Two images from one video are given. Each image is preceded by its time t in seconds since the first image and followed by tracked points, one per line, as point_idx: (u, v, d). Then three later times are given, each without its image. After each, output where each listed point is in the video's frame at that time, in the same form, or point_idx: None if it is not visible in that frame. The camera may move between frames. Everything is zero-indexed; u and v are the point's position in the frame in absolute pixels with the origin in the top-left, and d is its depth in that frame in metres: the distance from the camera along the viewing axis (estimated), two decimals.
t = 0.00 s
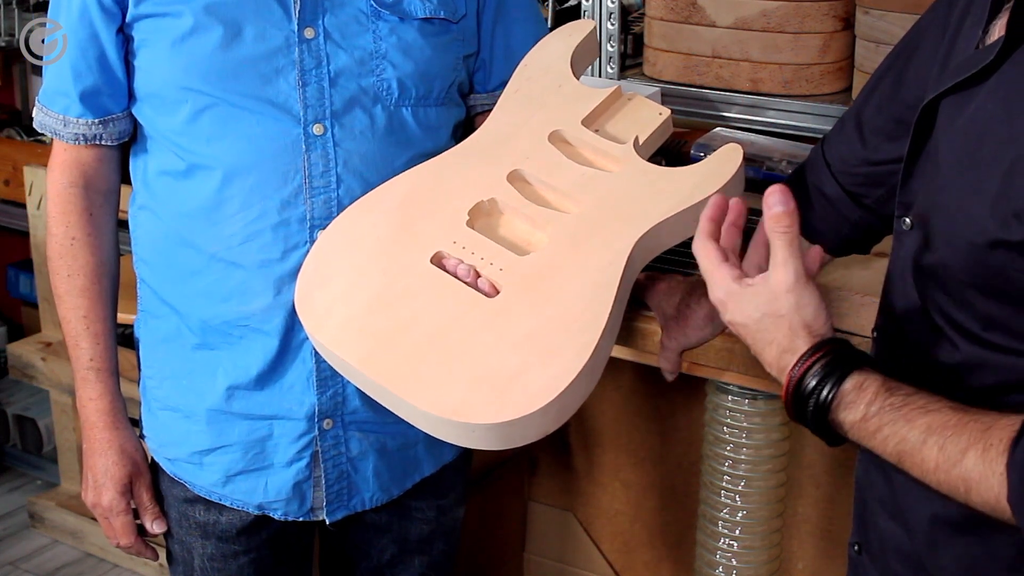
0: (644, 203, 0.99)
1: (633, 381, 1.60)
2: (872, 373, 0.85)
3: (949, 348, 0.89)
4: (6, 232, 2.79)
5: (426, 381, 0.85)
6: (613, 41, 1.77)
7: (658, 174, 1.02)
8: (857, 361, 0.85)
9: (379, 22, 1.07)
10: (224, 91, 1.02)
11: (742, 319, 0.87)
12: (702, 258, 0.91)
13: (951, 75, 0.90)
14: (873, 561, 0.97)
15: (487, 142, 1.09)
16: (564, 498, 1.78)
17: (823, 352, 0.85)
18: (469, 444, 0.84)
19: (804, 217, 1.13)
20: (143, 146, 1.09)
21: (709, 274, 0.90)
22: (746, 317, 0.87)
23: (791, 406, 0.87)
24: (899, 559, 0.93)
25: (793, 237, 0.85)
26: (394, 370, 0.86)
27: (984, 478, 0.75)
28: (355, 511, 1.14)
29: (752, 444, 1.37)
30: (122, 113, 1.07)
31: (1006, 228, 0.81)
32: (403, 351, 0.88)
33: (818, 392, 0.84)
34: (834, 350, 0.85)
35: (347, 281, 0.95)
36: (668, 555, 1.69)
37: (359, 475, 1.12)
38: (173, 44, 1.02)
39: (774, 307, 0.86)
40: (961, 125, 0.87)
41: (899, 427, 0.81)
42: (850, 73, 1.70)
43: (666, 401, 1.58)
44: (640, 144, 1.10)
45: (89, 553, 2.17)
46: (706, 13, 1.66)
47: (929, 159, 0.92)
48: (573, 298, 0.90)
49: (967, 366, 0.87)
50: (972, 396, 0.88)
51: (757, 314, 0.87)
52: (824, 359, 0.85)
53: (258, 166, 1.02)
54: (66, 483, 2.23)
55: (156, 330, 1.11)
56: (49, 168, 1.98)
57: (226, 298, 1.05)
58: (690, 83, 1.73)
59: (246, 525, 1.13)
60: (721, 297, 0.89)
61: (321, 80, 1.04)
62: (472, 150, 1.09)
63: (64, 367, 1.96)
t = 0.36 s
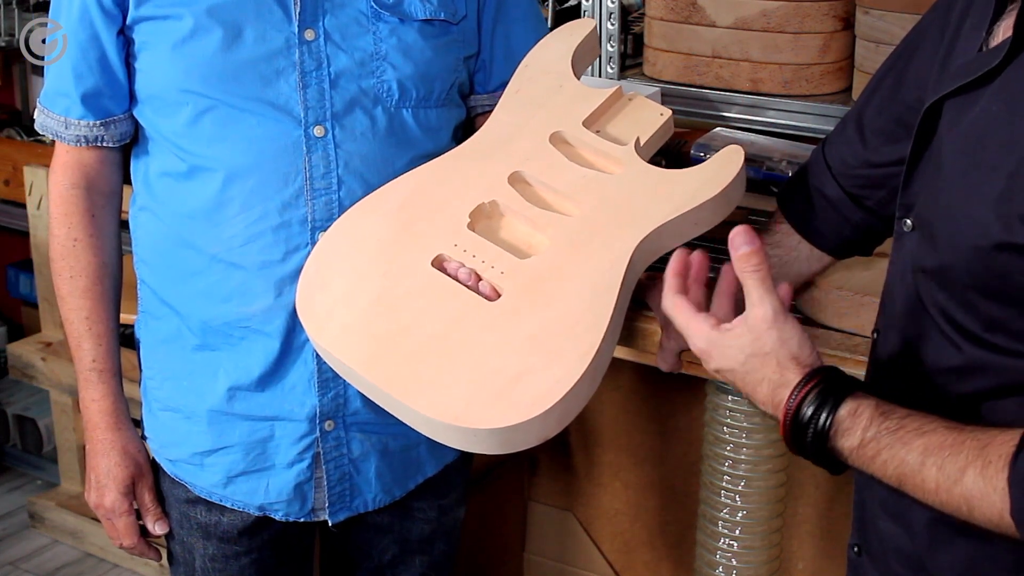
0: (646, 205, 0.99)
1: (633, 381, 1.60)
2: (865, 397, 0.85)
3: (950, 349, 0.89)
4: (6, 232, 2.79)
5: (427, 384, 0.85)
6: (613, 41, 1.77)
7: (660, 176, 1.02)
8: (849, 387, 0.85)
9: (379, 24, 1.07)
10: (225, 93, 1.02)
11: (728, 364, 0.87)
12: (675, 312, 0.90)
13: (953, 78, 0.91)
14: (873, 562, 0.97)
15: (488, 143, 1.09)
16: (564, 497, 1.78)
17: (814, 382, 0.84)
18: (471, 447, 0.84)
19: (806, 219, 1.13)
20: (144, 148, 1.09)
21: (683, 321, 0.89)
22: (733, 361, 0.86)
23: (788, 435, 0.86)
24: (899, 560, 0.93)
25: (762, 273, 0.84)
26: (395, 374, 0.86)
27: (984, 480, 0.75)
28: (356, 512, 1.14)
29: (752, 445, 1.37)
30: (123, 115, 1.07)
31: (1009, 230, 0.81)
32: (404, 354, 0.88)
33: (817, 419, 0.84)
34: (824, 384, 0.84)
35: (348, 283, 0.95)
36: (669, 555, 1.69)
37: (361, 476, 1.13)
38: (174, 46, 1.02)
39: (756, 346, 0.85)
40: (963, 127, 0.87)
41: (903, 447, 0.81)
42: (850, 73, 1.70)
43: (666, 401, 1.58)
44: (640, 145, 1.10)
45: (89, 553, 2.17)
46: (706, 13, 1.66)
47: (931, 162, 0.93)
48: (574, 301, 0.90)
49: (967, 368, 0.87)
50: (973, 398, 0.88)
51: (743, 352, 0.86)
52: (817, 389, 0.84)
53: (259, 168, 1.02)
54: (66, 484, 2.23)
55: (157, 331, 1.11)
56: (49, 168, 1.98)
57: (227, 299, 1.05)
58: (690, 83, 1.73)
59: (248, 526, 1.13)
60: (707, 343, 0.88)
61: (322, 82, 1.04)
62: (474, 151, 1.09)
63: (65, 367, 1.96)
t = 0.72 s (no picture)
0: (647, 206, 0.99)
1: (633, 381, 1.61)
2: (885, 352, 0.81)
3: (949, 351, 0.89)
4: (6, 232, 2.79)
5: (428, 387, 0.85)
6: (613, 41, 1.77)
7: (661, 177, 1.02)
8: (869, 338, 0.81)
9: (378, 25, 1.07)
10: (224, 93, 1.02)
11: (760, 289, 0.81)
12: (723, 230, 0.85)
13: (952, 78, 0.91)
14: (873, 563, 0.97)
15: (488, 143, 1.09)
16: (564, 497, 1.78)
17: (836, 327, 0.80)
18: (471, 450, 0.84)
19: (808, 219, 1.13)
20: (144, 148, 1.09)
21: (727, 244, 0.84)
22: (766, 288, 0.81)
23: (798, 371, 0.83)
24: (898, 561, 0.93)
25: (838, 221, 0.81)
26: (396, 376, 0.86)
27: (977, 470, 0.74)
28: (356, 512, 1.14)
29: (752, 445, 1.37)
30: (123, 115, 1.07)
31: (1007, 231, 0.81)
32: (404, 356, 0.88)
33: (829, 367, 0.80)
34: (849, 331, 0.80)
35: (348, 284, 0.95)
36: (669, 554, 1.69)
37: (361, 476, 1.13)
38: (174, 46, 1.02)
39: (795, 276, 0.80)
40: (961, 128, 0.87)
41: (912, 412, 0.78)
42: (850, 73, 1.70)
43: (666, 401, 1.58)
44: (642, 146, 1.10)
45: (89, 553, 2.17)
46: (706, 13, 1.66)
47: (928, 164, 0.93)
48: (575, 303, 0.90)
49: (966, 369, 0.87)
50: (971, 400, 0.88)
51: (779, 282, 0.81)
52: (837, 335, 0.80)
53: (259, 169, 1.02)
54: (66, 483, 2.23)
55: (157, 332, 1.11)
56: (49, 168, 1.98)
57: (227, 299, 1.05)
58: (690, 83, 1.73)
59: (247, 526, 1.13)
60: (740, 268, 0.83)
61: (321, 82, 1.04)
62: (473, 152, 1.09)
63: (65, 367, 1.96)
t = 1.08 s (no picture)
0: (646, 207, 0.99)
1: (633, 381, 1.60)
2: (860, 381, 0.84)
3: (949, 352, 0.89)
4: (6, 232, 2.80)
5: (426, 387, 0.85)
6: (613, 41, 1.77)
7: (660, 178, 1.02)
8: (842, 367, 0.84)
9: (376, 25, 1.07)
10: (223, 94, 1.02)
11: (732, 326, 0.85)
12: (701, 265, 0.90)
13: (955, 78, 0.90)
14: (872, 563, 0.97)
15: (488, 143, 1.09)
16: (564, 497, 1.78)
17: (810, 357, 0.83)
18: (470, 451, 0.84)
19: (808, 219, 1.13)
20: (143, 149, 1.09)
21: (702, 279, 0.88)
22: (738, 324, 0.85)
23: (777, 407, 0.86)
24: (897, 562, 0.93)
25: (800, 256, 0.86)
26: (394, 376, 0.86)
27: (968, 458, 0.76)
28: (355, 512, 1.14)
29: (752, 445, 1.37)
30: (122, 116, 1.07)
31: (1006, 233, 0.81)
32: (403, 357, 0.88)
33: (804, 396, 0.83)
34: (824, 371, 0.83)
35: (347, 284, 0.95)
36: (669, 554, 1.69)
37: (360, 476, 1.13)
38: (173, 47, 1.02)
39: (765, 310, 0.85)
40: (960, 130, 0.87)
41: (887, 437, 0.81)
42: (850, 72, 1.70)
43: (666, 401, 1.58)
44: (642, 146, 1.10)
45: (89, 553, 2.17)
46: (706, 13, 1.66)
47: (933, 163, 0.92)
48: (573, 304, 0.90)
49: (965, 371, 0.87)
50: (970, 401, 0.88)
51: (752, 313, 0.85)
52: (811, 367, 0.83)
53: (257, 169, 1.02)
54: (66, 483, 2.23)
55: (156, 332, 1.11)
56: (49, 168, 1.98)
57: (226, 300, 1.05)
58: (690, 83, 1.72)
59: (247, 526, 1.13)
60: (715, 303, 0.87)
61: (320, 83, 1.04)
62: (473, 152, 1.09)
63: (65, 367, 1.96)
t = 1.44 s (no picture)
0: (645, 207, 0.99)
1: (632, 381, 1.61)
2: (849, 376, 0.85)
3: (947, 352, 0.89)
4: (6, 232, 2.80)
5: (425, 387, 0.85)
6: (613, 41, 1.77)
7: (659, 177, 1.02)
8: (834, 361, 0.86)
9: (376, 24, 1.07)
10: (223, 94, 1.02)
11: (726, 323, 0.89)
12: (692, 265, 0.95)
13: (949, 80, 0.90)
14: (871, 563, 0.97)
15: (487, 142, 1.09)
16: (565, 497, 1.78)
17: (802, 349, 0.85)
18: (470, 451, 0.84)
19: (807, 219, 1.13)
20: (143, 149, 1.09)
21: (696, 278, 0.94)
22: (731, 320, 0.89)
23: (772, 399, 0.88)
24: (896, 562, 0.93)
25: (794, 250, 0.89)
26: (394, 377, 0.86)
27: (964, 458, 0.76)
28: (355, 512, 1.14)
29: (752, 444, 1.37)
30: (122, 116, 1.07)
31: (1000, 234, 0.81)
32: (402, 357, 0.88)
33: (795, 388, 0.84)
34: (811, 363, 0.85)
35: (347, 284, 0.95)
36: (669, 554, 1.69)
37: (360, 476, 1.13)
38: (172, 47, 1.02)
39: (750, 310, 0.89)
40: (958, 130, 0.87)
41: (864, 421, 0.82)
42: (850, 72, 1.70)
43: (666, 401, 1.58)
44: (639, 144, 1.09)
45: (89, 553, 2.17)
46: (706, 13, 1.66)
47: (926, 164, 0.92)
48: (573, 303, 0.90)
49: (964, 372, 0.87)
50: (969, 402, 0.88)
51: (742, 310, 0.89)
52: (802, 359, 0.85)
53: (257, 169, 1.02)
54: (67, 483, 2.23)
55: (156, 332, 1.11)
56: (49, 168, 1.98)
57: (226, 299, 1.05)
58: (690, 83, 1.72)
59: (247, 526, 1.13)
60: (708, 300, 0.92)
61: (319, 82, 1.04)
62: (472, 151, 1.09)
63: (66, 367, 1.96)
